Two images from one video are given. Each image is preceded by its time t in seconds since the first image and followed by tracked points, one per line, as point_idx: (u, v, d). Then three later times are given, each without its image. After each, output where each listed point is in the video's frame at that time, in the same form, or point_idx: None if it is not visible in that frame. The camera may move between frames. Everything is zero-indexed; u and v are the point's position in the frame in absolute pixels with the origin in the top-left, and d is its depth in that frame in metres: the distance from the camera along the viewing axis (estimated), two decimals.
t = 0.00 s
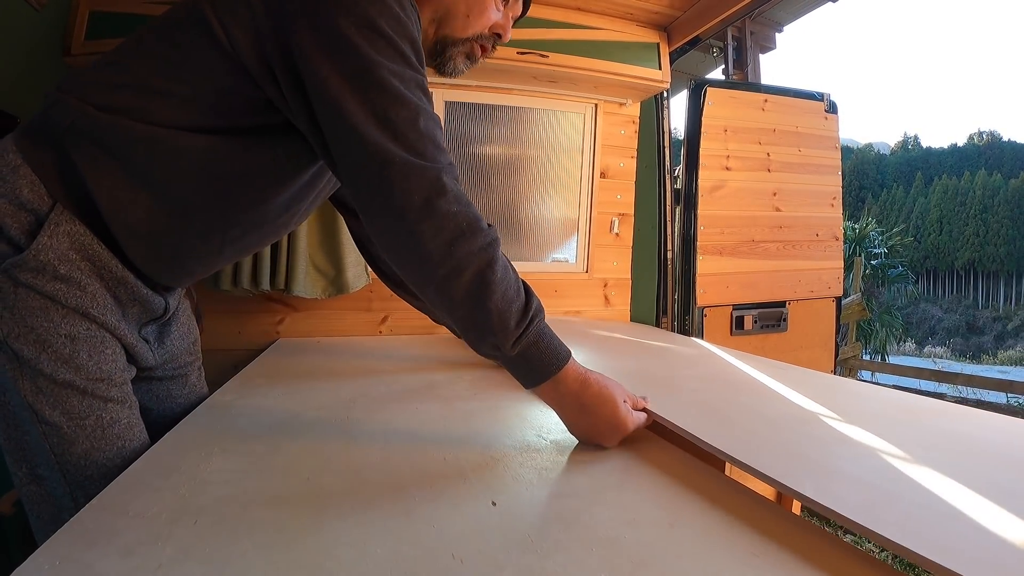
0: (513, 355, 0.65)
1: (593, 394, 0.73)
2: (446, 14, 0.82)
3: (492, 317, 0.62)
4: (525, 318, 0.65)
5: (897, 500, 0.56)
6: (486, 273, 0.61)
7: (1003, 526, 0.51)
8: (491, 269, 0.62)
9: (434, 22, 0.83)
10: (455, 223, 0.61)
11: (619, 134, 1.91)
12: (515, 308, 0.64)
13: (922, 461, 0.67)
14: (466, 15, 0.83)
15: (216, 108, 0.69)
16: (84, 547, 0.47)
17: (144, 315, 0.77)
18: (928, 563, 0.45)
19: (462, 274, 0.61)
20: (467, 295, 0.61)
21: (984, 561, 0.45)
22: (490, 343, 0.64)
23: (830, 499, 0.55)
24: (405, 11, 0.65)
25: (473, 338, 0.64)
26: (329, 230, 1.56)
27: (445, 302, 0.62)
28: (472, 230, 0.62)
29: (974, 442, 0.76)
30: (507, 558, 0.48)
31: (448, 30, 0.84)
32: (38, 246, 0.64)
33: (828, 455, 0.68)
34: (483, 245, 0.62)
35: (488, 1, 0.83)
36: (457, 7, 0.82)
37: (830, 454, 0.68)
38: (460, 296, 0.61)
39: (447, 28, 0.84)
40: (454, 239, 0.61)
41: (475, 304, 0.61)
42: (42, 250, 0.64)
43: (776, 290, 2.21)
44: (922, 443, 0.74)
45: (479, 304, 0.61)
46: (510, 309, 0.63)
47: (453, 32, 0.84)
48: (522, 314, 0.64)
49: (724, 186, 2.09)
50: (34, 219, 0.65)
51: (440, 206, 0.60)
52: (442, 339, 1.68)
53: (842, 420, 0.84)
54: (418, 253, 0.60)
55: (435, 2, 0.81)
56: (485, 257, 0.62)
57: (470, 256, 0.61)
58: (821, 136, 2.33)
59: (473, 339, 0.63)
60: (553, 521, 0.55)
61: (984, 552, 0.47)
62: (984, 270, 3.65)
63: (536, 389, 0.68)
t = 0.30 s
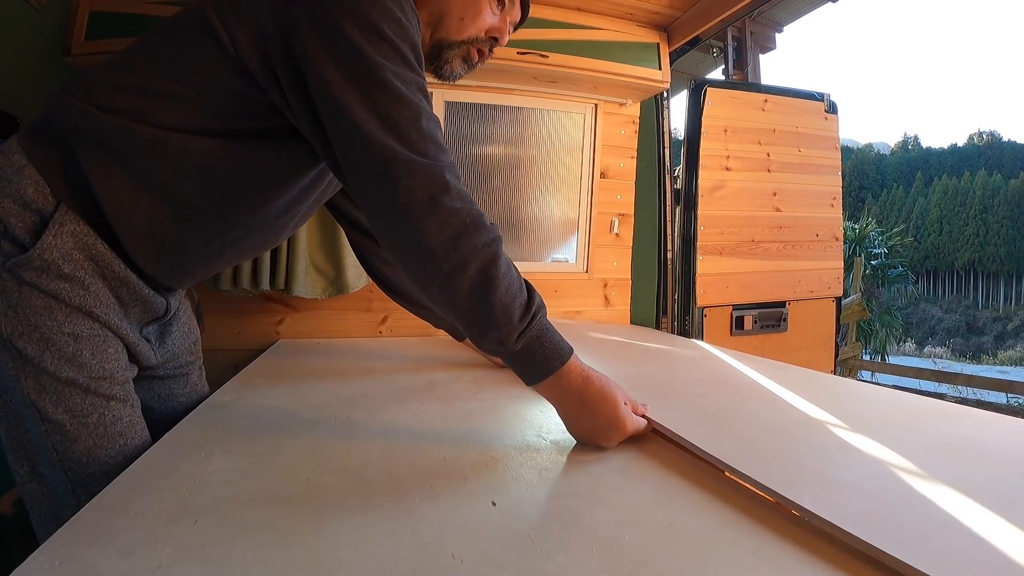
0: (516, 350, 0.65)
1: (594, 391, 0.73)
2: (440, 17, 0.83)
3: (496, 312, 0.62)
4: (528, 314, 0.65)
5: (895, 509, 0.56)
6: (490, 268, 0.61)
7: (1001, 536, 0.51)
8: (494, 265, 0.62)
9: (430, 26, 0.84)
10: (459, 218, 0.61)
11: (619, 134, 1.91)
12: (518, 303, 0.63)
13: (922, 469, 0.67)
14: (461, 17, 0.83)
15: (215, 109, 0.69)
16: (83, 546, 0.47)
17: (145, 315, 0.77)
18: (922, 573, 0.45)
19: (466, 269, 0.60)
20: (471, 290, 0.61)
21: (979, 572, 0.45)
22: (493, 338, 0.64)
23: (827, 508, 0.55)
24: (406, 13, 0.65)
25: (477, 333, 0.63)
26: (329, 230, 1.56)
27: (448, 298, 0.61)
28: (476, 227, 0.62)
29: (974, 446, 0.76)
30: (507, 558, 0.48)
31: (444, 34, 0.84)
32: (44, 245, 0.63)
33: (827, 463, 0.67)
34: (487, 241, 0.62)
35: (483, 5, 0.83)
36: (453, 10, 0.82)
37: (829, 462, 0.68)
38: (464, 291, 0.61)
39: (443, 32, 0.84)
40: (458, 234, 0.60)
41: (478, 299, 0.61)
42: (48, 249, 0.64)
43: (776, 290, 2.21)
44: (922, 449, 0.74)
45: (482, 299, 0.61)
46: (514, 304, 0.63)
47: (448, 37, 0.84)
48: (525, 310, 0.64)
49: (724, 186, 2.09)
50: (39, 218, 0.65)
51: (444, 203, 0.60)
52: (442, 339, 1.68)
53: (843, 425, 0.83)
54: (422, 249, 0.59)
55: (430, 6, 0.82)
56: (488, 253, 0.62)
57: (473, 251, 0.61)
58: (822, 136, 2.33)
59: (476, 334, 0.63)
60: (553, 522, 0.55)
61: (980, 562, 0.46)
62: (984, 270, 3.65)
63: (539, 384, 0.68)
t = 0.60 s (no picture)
0: (517, 347, 0.65)
1: (594, 390, 0.73)
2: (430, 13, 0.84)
3: (497, 310, 0.62)
4: (528, 311, 0.65)
5: (894, 512, 0.56)
6: (491, 266, 0.61)
7: (1000, 539, 0.51)
8: (495, 262, 0.62)
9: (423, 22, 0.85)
10: (459, 216, 0.61)
11: (620, 134, 1.91)
12: (519, 301, 0.63)
13: (922, 470, 0.67)
14: (450, 13, 0.84)
15: (215, 110, 0.69)
16: (84, 546, 0.47)
17: (146, 315, 0.77)
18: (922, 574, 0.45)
19: (467, 266, 0.60)
20: (472, 287, 0.61)
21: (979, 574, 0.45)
22: (494, 336, 0.64)
23: (827, 511, 0.55)
24: (402, 14, 0.65)
25: (478, 331, 0.63)
26: (329, 230, 1.56)
27: (449, 296, 0.61)
28: (477, 225, 0.62)
29: (974, 446, 0.76)
30: (507, 558, 0.48)
31: (435, 29, 0.85)
32: (44, 246, 0.64)
33: (827, 465, 0.68)
34: (487, 239, 0.62)
35: None
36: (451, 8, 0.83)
37: (828, 463, 0.68)
38: (465, 288, 0.61)
39: (434, 27, 0.85)
40: (459, 232, 0.60)
41: (479, 297, 0.61)
42: (49, 250, 0.64)
43: (776, 290, 2.21)
44: (922, 449, 0.74)
45: (484, 297, 0.61)
46: (515, 301, 0.63)
47: (439, 32, 0.85)
48: (526, 307, 0.64)
49: (724, 186, 2.09)
50: (40, 219, 0.66)
51: (444, 201, 0.60)
52: (442, 339, 1.68)
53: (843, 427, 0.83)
54: (423, 247, 0.59)
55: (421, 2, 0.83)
56: (488, 251, 0.62)
57: (474, 249, 0.61)
58: (822, 136, 2.34)
59: (478, 332, 0.63)
60: (553, 521, 0.55)
61: (979, 564, 0.46)
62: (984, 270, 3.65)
63: (540, 381, 0.68)
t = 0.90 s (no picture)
0: (516, 348, 0.65)
1: (594, 390, 0.73)
2: (428, 16, 0.84)
3: (496, 312, 0.62)
4: (527, 312, 0.65)
5: (894, 511, 0.56)
6: (489, 267, 0.61)
7: (1001, 537, 0.51)
8: (494, 264, 0.62)
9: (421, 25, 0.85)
10: (457, 218, 0.61)
11: (620, 134, 1.91)
12: (518, 301, 0.64)
13: (922, 469, 0.67)
14: (448, 16, 0.84)
15: (216, 111, 0.69)
16: (85, 546, 0.47)
17: (146, 316, 0.77)
18: (924, 574, 0.45)
19: (466, 267, 0.60)
20: (470, 289, 0.61)
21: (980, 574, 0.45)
22: (493, 337, 0.64)
23: (827, 510, 0.55)
24: (398, 16, 0.65)
25: (477, 333, 0.63)
26: (329, 230, 1.56)
27: (448, 297, 0.61)
28: (475, 226, 0.62)
29: (973, 445, 0.76)
30: (507, 558, 0.48)
31: (432, 32, 0.85)
32: (43, 247, 0.64)
33: (827, 464, 0.67)
34: (486, 240, 0.62)
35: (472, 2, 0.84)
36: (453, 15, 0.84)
37: (827, 463, 0.68)
38: (464, 290, 0.61)
39: (431, 30, 0.85)
40: (457, 234, 0.60)
41: (478, 298, 0.61)
42: (47, 250, 0.64)
43: (776, 290, 2.20)
44: (922, 449, 0.74)
45: (482, 298, 0.61)
46: (513, 302, 0.63)
47: (436, 35, 0.85)
48: (525, 308, 0.64)
49: (724, 186, 2.09)
50: (39, 220, 0.66)
51: (442, 202, 0.60)
52: (442, 339, 1.68)
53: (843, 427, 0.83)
54: (421, 248, 0.59)
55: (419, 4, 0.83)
56: (487, 252, 0.62)
57: (472, 251, 0.61)
58: (822, 136, 2.33)
59: (477, 334, 0.63)
60: (553, 521, 0.55)
61: (980, 564, 0.46)
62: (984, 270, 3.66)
63: (540, 381, 0.68)
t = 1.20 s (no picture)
0: (512, 351, 0.65)
1: (593, 391, 0.73)
2: (449, 48, 0.80)
3: (490, 315, 0.62)
4: (523, 315, 0.65)
5: (894, 499, 0.56)
6: (483, 271, 0.61)
7: (1002, 526, 0.51)
8: (488, 267, 0.62)
9: (436, 51, 0.80)
10: (450, 221, 0.60)
11: (620, 134, 1.91)
12: (514, 304, 0.64)
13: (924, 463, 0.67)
14: (468, 51, 0.82)
15: (213, 112, 0.68)
16: (86, 546, 0.47)
17: (140, 317, 0.77)
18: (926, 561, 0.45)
19: (460, 272, 0.61)
20: (465, 293, 0.61)
21: (981, 561, 0.45)
22: (490, 340, 0.64)
23: (826, 498, 0.56)
24: (388, 15, 0.64)
25: (473, 335, 0.63)
26: (329, 229, 1.56)
27: (443, 301, 0.62)
28: (470, 229, 0.62)
29: (974, 441, 0.77)
30: (507, 558, 0.48)
31: (448, 61, 0.82)
32: (34, 249, 0.64)
33: (827, 457, 0.68)
34: (480, 244, 0.62)
35: (490, 34, 0.83)
36: (462, 45, 0.80)
37: (826, 456, 0.68)
38: (458, 294, 0.61)
39: (447, 60, 0.82)
40: (450, 238, 0.60)
41: (473, 301, 0.61)
42: (39, 252, 0.64)
43: (775, 289, 2.20)
44: (922, 445, 0.74)
45: (477, 303, 0.61)
46: (509, 305, 0.63)
47: (451, 65, 0.83)
48: (521, 311, 0.64)
49: (724, 186, 2.09)
50: (31, 223, 0.66)
51: (434, 205, 0.60)
52: (442, 339, 1.68)
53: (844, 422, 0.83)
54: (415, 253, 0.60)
55: (440, 35, 0.78)
56: (481, 256, 0.62)
57: (466, 255, 0.61)
58: (822, 136, 2.34)
59: (473, 337, 0.63)
60: (553, 522, 0.55)
61: (982, 549, 0.47)
62: (984, 270, 3.77)
63: (537, 383, 0.69)
